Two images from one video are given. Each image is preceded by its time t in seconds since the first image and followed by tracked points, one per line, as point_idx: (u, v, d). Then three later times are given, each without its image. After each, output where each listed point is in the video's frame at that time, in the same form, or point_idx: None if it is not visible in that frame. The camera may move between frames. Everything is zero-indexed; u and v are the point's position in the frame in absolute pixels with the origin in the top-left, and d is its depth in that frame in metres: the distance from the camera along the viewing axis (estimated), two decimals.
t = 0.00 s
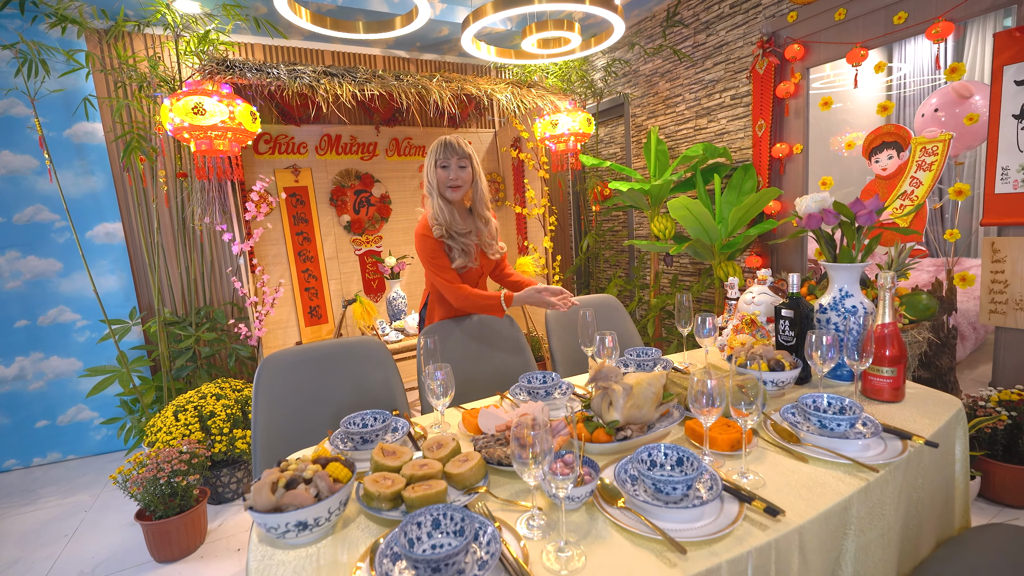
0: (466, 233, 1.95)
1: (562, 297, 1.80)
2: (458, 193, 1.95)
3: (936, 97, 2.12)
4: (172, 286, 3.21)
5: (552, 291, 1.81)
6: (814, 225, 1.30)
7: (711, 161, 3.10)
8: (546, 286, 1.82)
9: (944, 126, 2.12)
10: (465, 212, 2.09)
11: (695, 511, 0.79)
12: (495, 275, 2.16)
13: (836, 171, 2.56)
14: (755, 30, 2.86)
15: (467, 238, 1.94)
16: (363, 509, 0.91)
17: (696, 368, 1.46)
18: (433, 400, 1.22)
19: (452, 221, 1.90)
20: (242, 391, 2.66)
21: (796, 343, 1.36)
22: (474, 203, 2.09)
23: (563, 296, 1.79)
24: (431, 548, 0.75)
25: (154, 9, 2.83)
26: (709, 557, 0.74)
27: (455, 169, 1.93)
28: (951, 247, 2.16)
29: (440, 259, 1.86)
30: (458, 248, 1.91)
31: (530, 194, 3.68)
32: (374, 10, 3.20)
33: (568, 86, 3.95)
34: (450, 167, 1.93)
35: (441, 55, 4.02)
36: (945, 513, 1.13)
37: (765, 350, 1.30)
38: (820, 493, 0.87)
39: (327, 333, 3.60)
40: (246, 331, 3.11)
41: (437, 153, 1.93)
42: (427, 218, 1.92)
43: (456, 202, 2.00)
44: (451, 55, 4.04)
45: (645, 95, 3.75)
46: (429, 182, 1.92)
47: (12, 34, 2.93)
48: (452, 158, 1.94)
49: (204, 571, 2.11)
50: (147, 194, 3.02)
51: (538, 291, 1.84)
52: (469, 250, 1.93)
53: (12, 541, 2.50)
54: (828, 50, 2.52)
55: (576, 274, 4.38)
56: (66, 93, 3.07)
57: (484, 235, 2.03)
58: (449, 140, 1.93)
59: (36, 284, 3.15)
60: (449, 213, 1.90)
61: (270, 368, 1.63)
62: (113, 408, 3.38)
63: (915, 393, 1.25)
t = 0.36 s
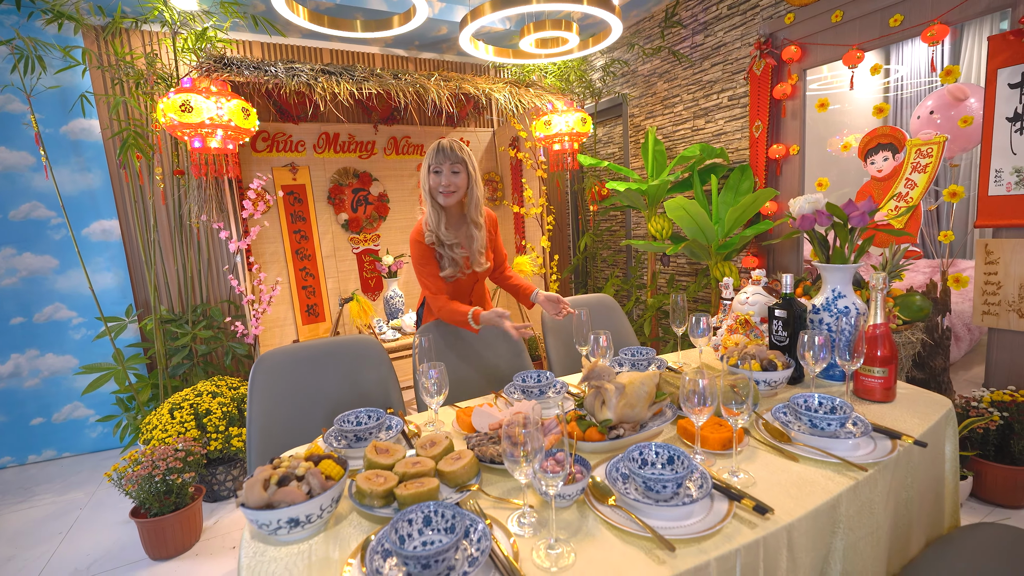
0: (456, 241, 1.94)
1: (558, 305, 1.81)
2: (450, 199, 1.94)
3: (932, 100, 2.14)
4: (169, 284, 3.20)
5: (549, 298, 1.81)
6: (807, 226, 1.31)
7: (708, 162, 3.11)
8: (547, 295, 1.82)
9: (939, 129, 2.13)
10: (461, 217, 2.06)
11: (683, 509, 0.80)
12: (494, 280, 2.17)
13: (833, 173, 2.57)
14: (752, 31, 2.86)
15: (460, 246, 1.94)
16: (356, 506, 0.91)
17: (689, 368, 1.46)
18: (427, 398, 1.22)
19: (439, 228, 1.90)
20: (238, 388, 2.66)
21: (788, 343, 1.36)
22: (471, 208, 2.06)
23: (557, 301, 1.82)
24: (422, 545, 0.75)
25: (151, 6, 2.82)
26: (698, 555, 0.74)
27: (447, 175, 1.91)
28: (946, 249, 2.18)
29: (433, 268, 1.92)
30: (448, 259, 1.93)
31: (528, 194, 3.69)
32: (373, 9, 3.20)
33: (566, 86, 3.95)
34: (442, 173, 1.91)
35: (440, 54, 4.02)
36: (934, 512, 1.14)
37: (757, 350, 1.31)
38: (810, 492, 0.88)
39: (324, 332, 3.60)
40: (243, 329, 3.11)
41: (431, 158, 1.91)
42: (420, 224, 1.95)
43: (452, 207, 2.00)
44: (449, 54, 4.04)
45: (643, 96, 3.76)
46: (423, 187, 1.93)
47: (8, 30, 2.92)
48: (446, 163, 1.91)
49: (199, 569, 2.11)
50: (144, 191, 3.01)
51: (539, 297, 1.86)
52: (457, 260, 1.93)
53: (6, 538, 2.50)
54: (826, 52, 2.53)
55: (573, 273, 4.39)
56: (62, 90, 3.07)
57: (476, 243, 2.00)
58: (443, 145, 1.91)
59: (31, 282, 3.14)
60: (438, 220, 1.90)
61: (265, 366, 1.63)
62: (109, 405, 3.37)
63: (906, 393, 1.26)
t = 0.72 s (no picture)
0: (446, 244, 1.96)
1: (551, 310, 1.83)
2: (445, 200, 1.93)
3: (933, 98, 2.14)
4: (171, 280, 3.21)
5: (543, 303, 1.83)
6: (806, 223, 1.32)
7: (709, 160, 3.11)
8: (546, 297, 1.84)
9: (941, 127, 2.14)
10: (457, 218, 2.06)
11: (680, 502, 0.81)
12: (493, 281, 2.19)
13: (834, 171, 2.57)
14: (753, 29, 2.86)
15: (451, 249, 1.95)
16: (356, 498, 0.92)
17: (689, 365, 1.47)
18: (427, 394, 1.23)
19: (431, 229, 1.91)
20: (239, 384, 2.67)
21: (786, 340, 1.37)
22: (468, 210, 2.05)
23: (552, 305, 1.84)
24: (421, 537, 0.76)
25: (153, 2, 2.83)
26: (693, 547, 0.75)
27: (441, 177, 1.90)
28: (947, 248, 2.18)
29: (422, 271, 1.96)
30: (437, 265, 1.96)
31: (528, 192, 3.70)
32: (374, 7, 3.20)
33: (567, 84, 3.95)
34: (436, 175, 1.90)
35: (441, 52, 4.02)
36: (931, 508, 1.15)
37: (755, 346, 1.32)
38: (805, 486, 0.88)
39: (325, 329, 3.61)
40: (244, 326, 3.12)
41: (426, 159, 1.91)
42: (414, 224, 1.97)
43: (446, 209, 2.00)
44: (450, 52, 4.04)
45: (644, 94, 3.76)
46: (418, 188, 1.94)
47: (11, 27, 2.93)
48: (441, 164, 1.91)
49: (200, 563, 2.13)
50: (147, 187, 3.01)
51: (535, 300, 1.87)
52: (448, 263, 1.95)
53: (10, 533, 2.52)
54: (826, 50, 2.53)
55: (574, 271, 4.39)
56: (65, 87, 3.08)
57: (469, 246, 2.01)
58: (439, 146, 1.90)
59: (34, 278, 3.16)
60: (431, 221, 1.91)
61: (265, 361, 1.64)
62: (111, 401, 3.39)
63: (904, 390, 1.26)
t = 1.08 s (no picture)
0: (440, 240, 1.96)
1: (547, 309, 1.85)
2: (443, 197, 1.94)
3: (938, 98, 2.12)
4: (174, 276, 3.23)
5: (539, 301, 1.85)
6: (807, 223, 1.32)
7: (711, 159, 3.11)
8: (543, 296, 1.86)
9: (944, 127, 2.12)
10: (455, 214, 2.07)
11: (678, 501, 0.81)
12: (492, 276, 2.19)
13: (837, 171, 2.57)
14: (757, 28, 2.85)
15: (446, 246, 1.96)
16: (355, 494, 0.93)
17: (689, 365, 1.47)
18: (428, 391, 1.24)
19: (426, 227, 1.91)
20: (241, 380, 2.68)
21: (786, 340, 1.37)
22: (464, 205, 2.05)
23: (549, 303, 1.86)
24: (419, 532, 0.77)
25: None
26: (690, 545, 0.75)
27: (438, 173, 1.91)
28: (950, 248, 2.18)
29: (416, 270, 1.96)
30: (429, 265, 1.97)
31: (530, 190, 3.70)
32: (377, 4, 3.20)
33: (569, 82, 3.95)
34: (435, 171, 1.92)
35: (444, 50, 4.02)
36: (930, 508, 1.15)
37: (755, 346, 1.32)
38: (803, 486, 0.89)
39: (327, 326, 3.63)
40: (246, 322, 3.13)
41: (422, 157, 1.91)
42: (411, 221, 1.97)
43: (444, 205, 2.01)
44: (452, 50, 4.04)
45: (647, 92, 3.75)
46: (415, 186, 1.94)
47: (16, 24, 2.95)
48: (438, 161, 1.92)
49: (202, 558, 2.14)
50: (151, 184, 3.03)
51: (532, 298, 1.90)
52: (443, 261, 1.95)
53: (14, 526, 2.54)
54: (830, 49, 2.52)
55: (575, 270, 4.39)
56: (70, 84, 3.09)
57: (465, 241, 2.02)
58: (434, 143, 1.91)
59: (39, 273, 3.18)
60: (427, 219, 1.91)
61: (266, 358, 1.65)
62: (115, 396, 3.41)
63: (904, 390, 1.26)
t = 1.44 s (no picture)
0: (439, 231, 1.98)
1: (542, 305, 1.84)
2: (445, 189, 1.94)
3: (940, 95, 2.12)
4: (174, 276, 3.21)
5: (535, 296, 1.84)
6: (811, 222, 1.30)
7: (712, 157, 3.10)
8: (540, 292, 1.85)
9: (947, 125, 2.12)
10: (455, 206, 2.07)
11: (683, 502, 0.81)
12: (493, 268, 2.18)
13: (839, 169, 2.55)
14: (758, 26, 2.84)
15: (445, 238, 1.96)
16: (358, 496, 0.93)
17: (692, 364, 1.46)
18: (430, 391, 1.23)
19: (426, 219, 1.94)
20: (242, 380, 2.68)
21: (790, 340, 1.36)
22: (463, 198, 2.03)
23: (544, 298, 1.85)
24: (423, 535, 0.76)
25: None
26: (696, 547, 0.75)
27: (439, 167, 1.90)
28: (952, 247, 2.16)
29: (416, 261, 1.97)
30: (428, 257, 1.96)
31: (530, 189, 3.69)
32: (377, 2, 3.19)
33: (569, 80, 3.94)
34: (435, 165, 1.91)
35: (444, 48, 4.01)
36: (934, 509, 1.15)
37: (758, 346, 1.31)
38: (808, 487, 0.88)
39: (327, 325, 3.62)
40: (246, 322, 3.12)
41: (423, 151, 1.91)
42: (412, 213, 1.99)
43: (444, 198, 2.01)
44: (453, 48, 4.03)
45: (648, 90, 3.74)
46: (417, 178, 1.95)
47: (15, 22, 2.94)
48: (438, 155, 1.91)
49: (203, 558, 2.14)
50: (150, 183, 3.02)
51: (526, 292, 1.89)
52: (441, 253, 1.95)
53: (15, 527, 2.54)
54: (832, 47, 2.50)
55: (575, 269, 4.39)
56: (69, 83, 3.08)
57: (463, 233, 2.01)
58: (434, 136, 1.90)
59: (39, 273, 3.18)
60: (428, 212, 1.93)
61: (266, 359, 1.64)
62: (115, 396, 3.41)
63: (908, 390, 1.26)
